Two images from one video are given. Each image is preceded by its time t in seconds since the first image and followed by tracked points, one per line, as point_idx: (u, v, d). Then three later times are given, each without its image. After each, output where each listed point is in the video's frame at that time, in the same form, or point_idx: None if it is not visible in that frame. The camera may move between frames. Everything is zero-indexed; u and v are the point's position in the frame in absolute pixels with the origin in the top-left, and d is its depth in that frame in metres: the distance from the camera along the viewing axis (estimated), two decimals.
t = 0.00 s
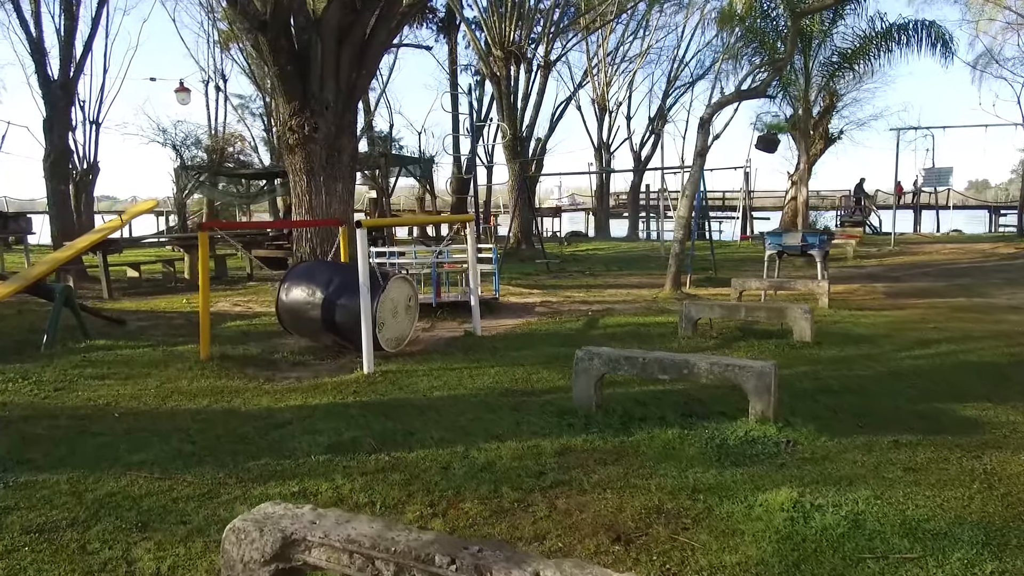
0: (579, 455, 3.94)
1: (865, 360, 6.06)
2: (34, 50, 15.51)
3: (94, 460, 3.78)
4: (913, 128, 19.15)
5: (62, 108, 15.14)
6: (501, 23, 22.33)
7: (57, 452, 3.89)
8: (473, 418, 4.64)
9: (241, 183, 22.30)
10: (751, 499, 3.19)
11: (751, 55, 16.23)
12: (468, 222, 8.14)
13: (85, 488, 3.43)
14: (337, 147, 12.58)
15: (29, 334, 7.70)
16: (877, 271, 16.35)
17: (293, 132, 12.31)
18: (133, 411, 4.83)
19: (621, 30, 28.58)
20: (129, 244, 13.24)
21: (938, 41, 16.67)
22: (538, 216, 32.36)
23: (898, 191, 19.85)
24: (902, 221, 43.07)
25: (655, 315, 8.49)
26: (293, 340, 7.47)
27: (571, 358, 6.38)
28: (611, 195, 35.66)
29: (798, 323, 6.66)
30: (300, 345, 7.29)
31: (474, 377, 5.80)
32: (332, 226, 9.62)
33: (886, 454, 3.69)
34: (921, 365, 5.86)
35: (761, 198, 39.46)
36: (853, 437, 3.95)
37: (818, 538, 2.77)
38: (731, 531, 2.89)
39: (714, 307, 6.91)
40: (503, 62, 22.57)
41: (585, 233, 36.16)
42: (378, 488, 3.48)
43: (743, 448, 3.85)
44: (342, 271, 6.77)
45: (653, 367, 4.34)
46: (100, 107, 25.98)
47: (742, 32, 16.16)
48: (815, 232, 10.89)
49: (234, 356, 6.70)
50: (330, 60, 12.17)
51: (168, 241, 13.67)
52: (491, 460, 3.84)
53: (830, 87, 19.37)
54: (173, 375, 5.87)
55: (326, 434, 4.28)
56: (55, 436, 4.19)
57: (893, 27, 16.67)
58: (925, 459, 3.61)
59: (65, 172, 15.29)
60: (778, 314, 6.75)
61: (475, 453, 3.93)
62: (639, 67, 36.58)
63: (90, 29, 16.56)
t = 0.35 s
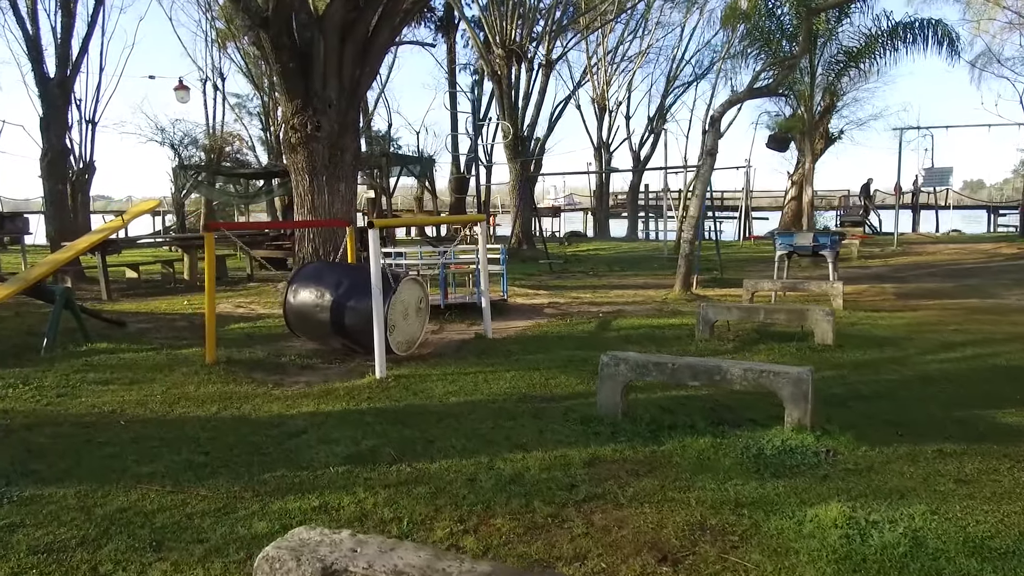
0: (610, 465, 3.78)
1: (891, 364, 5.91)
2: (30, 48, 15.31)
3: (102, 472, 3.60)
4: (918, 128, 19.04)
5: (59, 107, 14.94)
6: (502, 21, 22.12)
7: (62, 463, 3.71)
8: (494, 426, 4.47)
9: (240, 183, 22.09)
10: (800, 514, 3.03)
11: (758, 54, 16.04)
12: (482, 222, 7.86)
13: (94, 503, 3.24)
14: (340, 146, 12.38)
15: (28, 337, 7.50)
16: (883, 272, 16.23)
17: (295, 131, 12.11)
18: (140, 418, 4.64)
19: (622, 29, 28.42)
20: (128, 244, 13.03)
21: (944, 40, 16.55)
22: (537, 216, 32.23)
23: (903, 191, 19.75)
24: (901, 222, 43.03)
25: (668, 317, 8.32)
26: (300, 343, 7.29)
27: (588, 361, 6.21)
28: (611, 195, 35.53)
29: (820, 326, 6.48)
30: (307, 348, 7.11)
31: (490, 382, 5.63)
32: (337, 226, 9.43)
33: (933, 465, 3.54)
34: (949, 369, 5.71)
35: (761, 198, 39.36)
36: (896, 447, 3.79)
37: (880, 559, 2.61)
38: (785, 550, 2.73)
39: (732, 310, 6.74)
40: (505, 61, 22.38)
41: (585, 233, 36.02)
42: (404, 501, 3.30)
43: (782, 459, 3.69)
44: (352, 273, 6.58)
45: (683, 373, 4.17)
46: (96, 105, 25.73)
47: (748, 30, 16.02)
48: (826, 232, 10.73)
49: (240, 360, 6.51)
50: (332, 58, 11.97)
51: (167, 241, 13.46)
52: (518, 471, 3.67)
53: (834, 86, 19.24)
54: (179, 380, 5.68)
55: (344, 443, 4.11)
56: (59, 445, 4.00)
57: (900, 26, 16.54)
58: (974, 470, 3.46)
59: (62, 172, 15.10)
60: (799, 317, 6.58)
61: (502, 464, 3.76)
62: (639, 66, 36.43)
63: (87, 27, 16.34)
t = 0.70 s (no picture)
0: (646, 473, 3.60)
1: (923, 365, 5.72)
2: (30, 45, 15.10)
3: (111, 481, 3.41)
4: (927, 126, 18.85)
5: (60, 104, 14.74)
6: (505, 19, 21.89)
7: (69, 472, 3.51)
8: (519, 430, 4.28)
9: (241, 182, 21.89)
10: (859, 528, 2.85)
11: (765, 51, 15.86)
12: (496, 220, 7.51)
13: (104, 516, 3.05)
14: (345, 143, 12.17)
15: (29, 337, 7.31)
16: (893, 271, 16.05)
17: (300, 128, 11.92)
18: (147, 423, 4.45)
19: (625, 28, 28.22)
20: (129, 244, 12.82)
21: (954, 37, 16.36)
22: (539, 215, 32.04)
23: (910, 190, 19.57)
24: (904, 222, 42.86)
25: (684, 317, 8.13)
26: (308, 344, 7.10)
27: (609, 363, 6.01)
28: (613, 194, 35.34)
29: (846, 326, 6.32)
30: (316, 349, 6.91)
31: (510, 383, 5.44)
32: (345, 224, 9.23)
33: (989, 474, 3.36)
34: (983, 370, 5.53)
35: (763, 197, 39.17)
36: (947, 455, 3.61)
37: None
38: (849, 568, 2.55)
39: (755, 310, 6.57)
40: (509, 59, 22.19)
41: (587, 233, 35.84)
42: (433, 513, 3.12)
43: (828, 467, 3.51)
44: (364, 272, 6.39)
45: (719, 376, 3.99)
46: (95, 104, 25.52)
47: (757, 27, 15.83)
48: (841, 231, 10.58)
49: (248, 361, 6.32)
50: (338, 54, 11.77)
51: (169, 241, 13.27)
52: (551, 479, 3.49)
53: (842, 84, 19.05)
54: (187, 382, 5.49)
55: (363, 450, 3.92)
56: (64, 452, 3.81)
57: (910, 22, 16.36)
58: None
59: (62, 170, 14.90)
60: (825, 317, 6.40)
61: (533, 472, 3.58)
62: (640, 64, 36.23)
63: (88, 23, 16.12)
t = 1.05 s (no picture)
0: (689, 488, 3.42)
1: (957, 370, 5.55)
2: (31, 43, 14.91)
3: (126, 498, 3.22)
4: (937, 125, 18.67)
5: (60, 102, 14.53)
6: (509, 17, 21.65)
7: (81, 488, 3.33)
8: (549, 441, 4.10)
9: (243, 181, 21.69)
10: (929, 553, 2.67)
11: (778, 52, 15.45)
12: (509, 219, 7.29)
13: (120, 537, 2.87)
14: (352, 142, 11.98)
15: (33, 341, 7.14)
16: (903, 271, 15.88)
17: (306, 126, 11.74)
18: (160, 433, 4.27)
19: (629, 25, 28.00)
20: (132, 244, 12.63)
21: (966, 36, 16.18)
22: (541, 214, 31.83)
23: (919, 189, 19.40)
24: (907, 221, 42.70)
25: (703, 320, 7.96)
26: (320, 348, 6.91)
27: (632, 367, 5.83)
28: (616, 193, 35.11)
29: (875, 329, 6.15)
30: (328, 354, 6.73)
31: (532, 389, 5.26)
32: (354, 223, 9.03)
33: None
34: (1021, 376, 5.35)
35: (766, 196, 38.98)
36: (1003, 470, 3.44)
37: None
38: None
39: (779, 313, 6.40)
40: (513, 57, 21.97)
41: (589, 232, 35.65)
42: (469, 534, 2.93)
43: (881, 482, 3.34)
44: (378, 273, 6.20)
45: (760, 385, 3.81)
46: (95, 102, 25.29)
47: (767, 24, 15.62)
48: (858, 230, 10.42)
49: (259, 366, 6.14)
50: (344, 51, 11.59)
51: (172, 241, 13.08)
52: (590, 494, 3.31)
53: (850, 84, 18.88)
54: (198, 389, 5.31)
55: (388, 462, 3.74)
56: (75, 466, 3.63)
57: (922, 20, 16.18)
58: None
59: (63, 168, 14.71)
60: (853, 320, 6.24)
61: (569, 486, 3.41)
62: (643, 63, 36.00)
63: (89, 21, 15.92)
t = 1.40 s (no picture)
0: (736, 505, 3.24)
1: (994, 376, 5.37)
2: (33, 41, 14.71)
3: (143, 517, 3.04)
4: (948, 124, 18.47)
5: (63, 100, 14.31)
6: (514, 15, 21.44)
7: (94, 505, 3.15)
8: (581, 453, 3.92)
9: (246, 180, 21.51)
10: None
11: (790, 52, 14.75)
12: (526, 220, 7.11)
13: (138, 561, 2.69)
14: (359, 140, 11.79)
15: (38, 344, 6.97)
16: (916, 272, 15.69)
17: (313, 124, 11.56)
18: (173, 443, 4.09)
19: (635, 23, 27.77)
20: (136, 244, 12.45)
21: (979, 34, 16.00)
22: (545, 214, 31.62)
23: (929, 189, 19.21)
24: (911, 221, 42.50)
25: (722, 322, 7.78)
26: (333, 352, 6.73)
27: (656, 373, 5.65)
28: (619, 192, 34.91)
29: (905, 334, 5.98)
30: (342, 359, 6.55)
31: (556, 395, 5.08)
32: (364, 223, 8.86)
33: None
34: None
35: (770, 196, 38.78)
36: None
37: None
38: None
39: (806, 316, 6.23)
40: (519, 55, 21.74)
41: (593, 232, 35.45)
42: (510, 556, 2.75)
43: (940, 499, 3.17)
44: (394, 274, 6.01)
45: (806, 395, 3.64)
46: (96, 101, 25.09)
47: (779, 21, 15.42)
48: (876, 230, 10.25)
49: (272, 371, 5.96)
50: (352, 48, 11.41)
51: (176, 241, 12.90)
52: (633, 512, 3.13)
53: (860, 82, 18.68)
54: (211, 396, 5.13)
55: (416, 476, 3.57)
56: (86, 480, 3.44)
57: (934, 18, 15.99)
58: None
59: (65, 168, 14.51)
60: (882, 323, 6.06)
61: (610, 503, 3.23)
62: (647, 62, 35.80)
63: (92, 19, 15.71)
